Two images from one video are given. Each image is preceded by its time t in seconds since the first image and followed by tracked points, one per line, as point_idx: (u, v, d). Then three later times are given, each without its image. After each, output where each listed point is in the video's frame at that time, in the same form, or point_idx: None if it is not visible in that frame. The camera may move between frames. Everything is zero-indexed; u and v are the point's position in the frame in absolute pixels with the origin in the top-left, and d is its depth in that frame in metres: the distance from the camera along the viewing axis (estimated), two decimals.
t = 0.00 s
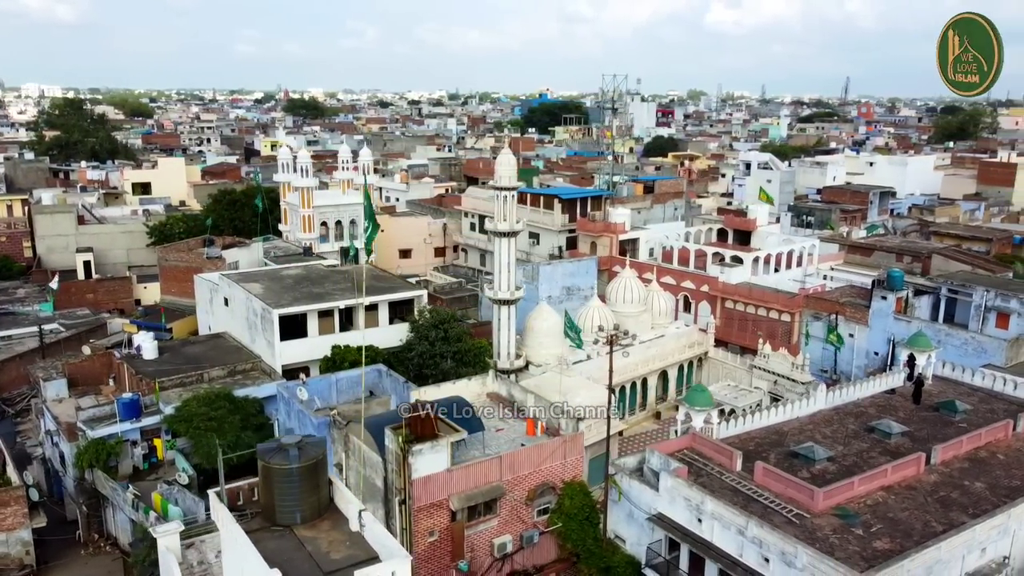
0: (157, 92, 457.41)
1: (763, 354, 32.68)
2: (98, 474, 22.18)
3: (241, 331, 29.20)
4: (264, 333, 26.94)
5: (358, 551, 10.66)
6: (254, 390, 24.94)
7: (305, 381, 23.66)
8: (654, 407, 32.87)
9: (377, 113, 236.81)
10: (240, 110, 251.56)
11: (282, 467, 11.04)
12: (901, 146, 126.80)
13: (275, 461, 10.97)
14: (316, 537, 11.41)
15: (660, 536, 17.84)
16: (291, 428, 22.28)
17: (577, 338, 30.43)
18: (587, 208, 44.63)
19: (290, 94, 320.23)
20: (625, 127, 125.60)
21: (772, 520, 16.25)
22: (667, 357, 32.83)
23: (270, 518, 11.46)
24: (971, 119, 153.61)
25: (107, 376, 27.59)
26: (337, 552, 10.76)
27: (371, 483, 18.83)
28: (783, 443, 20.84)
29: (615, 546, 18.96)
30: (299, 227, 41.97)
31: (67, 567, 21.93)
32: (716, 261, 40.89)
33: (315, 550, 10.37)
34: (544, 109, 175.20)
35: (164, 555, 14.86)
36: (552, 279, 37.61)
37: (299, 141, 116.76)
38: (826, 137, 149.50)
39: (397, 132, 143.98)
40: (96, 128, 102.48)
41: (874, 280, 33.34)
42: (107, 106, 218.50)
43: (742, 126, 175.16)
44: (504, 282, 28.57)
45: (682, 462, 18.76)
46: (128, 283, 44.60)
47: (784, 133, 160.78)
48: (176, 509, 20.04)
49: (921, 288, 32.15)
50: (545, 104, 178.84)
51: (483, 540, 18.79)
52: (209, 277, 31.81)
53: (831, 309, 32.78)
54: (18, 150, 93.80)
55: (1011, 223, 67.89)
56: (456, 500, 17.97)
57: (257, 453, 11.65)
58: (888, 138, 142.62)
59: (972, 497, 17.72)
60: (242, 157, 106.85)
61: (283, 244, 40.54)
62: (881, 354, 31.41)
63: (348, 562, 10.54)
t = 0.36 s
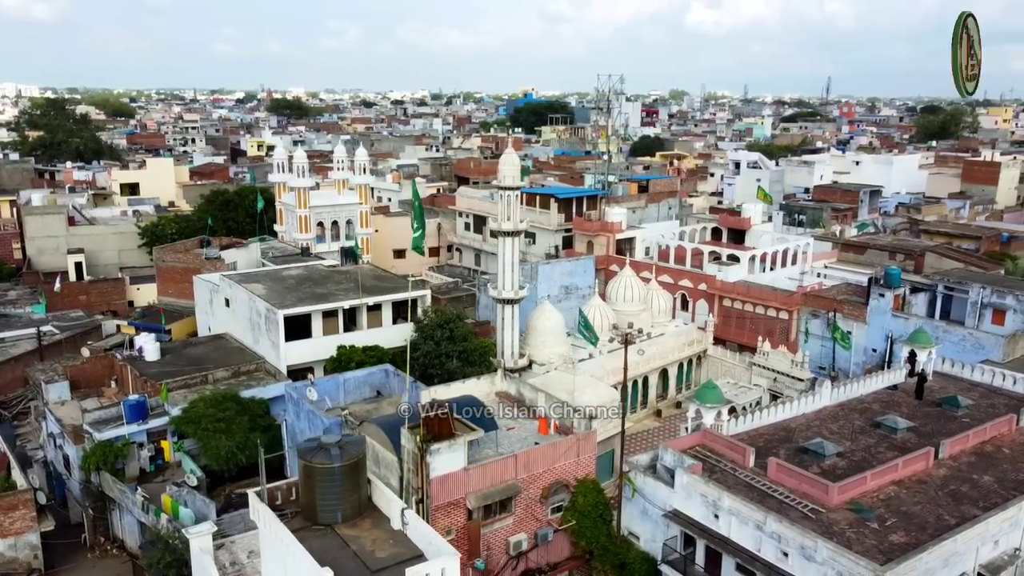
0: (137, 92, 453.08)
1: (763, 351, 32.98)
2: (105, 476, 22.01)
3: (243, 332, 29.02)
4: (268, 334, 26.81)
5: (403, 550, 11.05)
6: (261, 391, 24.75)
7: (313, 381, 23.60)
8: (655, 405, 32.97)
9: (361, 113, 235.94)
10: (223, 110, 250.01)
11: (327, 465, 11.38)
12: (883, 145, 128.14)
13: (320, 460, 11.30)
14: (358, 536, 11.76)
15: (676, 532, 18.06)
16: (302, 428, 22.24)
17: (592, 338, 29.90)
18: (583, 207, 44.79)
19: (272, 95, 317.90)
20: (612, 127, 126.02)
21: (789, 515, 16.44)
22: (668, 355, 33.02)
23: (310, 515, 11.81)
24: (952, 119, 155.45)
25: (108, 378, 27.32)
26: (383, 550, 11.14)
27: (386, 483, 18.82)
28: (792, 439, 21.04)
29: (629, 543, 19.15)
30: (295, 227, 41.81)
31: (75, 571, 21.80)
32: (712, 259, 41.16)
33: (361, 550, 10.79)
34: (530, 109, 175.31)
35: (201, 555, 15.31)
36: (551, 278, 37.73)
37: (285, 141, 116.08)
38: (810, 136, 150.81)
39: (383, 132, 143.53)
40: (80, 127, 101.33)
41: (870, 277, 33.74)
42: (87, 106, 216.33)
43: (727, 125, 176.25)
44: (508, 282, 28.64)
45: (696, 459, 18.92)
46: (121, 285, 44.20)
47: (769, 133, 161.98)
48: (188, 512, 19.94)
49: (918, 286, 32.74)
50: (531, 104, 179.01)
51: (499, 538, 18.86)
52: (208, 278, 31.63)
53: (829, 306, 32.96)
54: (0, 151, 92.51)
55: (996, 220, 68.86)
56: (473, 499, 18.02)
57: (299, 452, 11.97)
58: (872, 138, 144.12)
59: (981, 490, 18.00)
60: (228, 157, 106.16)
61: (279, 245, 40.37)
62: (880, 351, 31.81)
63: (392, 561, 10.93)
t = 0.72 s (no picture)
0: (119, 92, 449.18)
1: (763, 349, 33.26)
2: (114, 478, 21.88)
3: (247, 333, 28.91)
4: (274, 334, 26.72)
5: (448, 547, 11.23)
6: (268, 391, 24.70)
7: (321, 380, 23.50)
8: (655, 403, 33.18)
9: (347, 113, 235.15)
10: (207, 110, 248.16)
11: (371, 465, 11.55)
12: (868, 144, 129.42)
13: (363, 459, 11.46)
14: (401, 534, 11.94)
15: (691, 528, 18.22)
16: (313, 429, 22.17)
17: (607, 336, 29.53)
18: (580, 207, 44.89)
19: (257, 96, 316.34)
20: (600, 127, 126.42)
21: (807, 510, 16.62)
22: (669, 353, 33.23)
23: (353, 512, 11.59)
24: (935, 119, 157.03)
25: (111, 380, 27.08)
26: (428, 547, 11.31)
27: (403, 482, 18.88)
28: (801, 435, 21.24)
29: (643, 540, 19.29)
30: (293, 228, 41.63)
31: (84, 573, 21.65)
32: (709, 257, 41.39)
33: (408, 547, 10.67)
34: (517, 109, 175.44)
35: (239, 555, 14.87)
36: (551, 277, 37.85)
37: (273, 141, 115.59)
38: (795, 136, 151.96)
39: (371, 132, 143.13)
40: (65, 128, 100.40)
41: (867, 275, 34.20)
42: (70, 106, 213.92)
43: (713, 125, 177.31)
44: (513, 281, 28.69)
45: (710, 456, 19.09)
46: (116, 286, 43.86)
47: (755, 133, 163.10)
48: (200, 513, 19.77)
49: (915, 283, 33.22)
50: (518, 104, 179.17)
51: (515, 536, 18.93)
52: (209, 279, 31.50)
53: (828, 304, 33.22)
54: None
55: (983, 218, 69.73)
56: (491, 498, 18.06)
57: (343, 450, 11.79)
58: (857, 137, 145.56)
59: (991, 484, 18.25)
60: (216, 157, 105.53)
61: (277, 245, 40.18)
62: (879, 347, 32.21)
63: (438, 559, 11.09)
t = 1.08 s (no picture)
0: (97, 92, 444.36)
1: (762, 347, 33.50)
2: (121, 481, 21.73)
3: (249, 333, 28.77)
4: (278, 335, 26.63)
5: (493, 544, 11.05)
6: (274, 394, 24.29)
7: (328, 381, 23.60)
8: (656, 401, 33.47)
9: (330, 112, 234.00)
10: (188, 109, 245.89)
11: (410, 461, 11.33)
12: (851, 144, 130.81)
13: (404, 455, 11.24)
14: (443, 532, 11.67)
15: (705, 524, 18.37)
16: (322, 429, 22.18)
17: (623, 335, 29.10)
18: (575, 206, 45.05)
19: (239, 95, 314.18)
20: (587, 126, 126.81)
21: (822, 505, 16.81)
22: (669, 351, 33.48)
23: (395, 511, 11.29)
24: (916, 119, 158.87)
25: (113, 382, 26.87)
26: (470, 545, 11.14)
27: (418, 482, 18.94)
28: (808, 431, 21.47)
29: (656, 536, 19.39)
30: (288, 228, 41.41)
31: None
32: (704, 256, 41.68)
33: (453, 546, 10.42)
34: (502, 109, 175.50)
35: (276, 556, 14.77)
36: (549, 276, 37.96)
37: (259, 141, 114.85)
38: (779, 135, 153.11)
39: (356, 132, 142.61)
40: (48, 127, 99.20)
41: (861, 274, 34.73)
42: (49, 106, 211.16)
43: (697, 124, 178.30)
44: (516, 280, 28.81)
45: (722, 452, 19.27)
46: (109, 288, 43.43)
47: (738, 132, 164.30)
48: (211, 515, 19.71)
49: (911, 280, 33.66)
50: (503, 104, 179.30)
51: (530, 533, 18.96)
52: (209, 280, 31.31)
53: (825, 302, 33.67)
54: None
55: (967, 217, 70.75)
56: (508, 496, 18.12)
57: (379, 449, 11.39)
58: (840, 136, 146.91)
59: (999, 477, 18.56)
60: (201, 158, 104.75)
61: (273, 245, 40.01)
62: (875, 344, 32.62)
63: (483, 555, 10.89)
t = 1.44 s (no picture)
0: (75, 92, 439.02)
1: (759, 344, 33.76)
2: (127, 484, 21.55)
3: (250, 334, 28.62)
4: (281, 335, 26.54)
5: (535, 540, 10.81)
6: (278, 393, 24.59)
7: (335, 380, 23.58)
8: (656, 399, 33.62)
9: (312, 112, 232.71)
10: (169, 109, 243.24)
11: (450, 459, 11.04)
12: (833, 142, 132.11)
13: (443, 454, 10.93)
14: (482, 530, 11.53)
15: (718, 519, 18.56)
16: (331, 429, 22.13)
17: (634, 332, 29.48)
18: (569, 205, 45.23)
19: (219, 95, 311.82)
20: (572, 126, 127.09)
21: (836, 498, 17.01)
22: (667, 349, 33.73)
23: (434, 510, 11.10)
24: (896, 118, 160.57)
25: (114, 384, 26.63)
26: (513, 541, 10.93)
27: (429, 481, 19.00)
28: (814, 427, 21.70)
29: (667, 532, 19.58)
30: (283, 228, 41.18)
31: None
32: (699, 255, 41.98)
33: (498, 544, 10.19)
34: (487, 108, 175.40)
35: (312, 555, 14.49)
36: (546, 275, 38.09)
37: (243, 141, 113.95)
38: (763, 134, 154.17)
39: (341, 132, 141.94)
40: (29, 126, 97.91)
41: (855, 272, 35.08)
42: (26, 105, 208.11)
43: (680, 124, 179.25)
44: (518, 279, 29.03)
45: (733, 448, 19.46)
46: (99, 289, 43.08)
47: (722, 132, 165.35)
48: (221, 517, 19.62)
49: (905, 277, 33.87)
50: (488, 103, 179.27)
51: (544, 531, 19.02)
52: (208, 281, 31.13)
53: (821, 299, 34.15)
54: None
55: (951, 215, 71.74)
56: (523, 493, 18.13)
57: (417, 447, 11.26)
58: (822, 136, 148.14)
59: (1004, 470, 18.88)
60: (185, 157, 103.86)
61: (268, 245, 39.80)
62: (871, 341, 33.01)
63: (528, 551, 10.65)
